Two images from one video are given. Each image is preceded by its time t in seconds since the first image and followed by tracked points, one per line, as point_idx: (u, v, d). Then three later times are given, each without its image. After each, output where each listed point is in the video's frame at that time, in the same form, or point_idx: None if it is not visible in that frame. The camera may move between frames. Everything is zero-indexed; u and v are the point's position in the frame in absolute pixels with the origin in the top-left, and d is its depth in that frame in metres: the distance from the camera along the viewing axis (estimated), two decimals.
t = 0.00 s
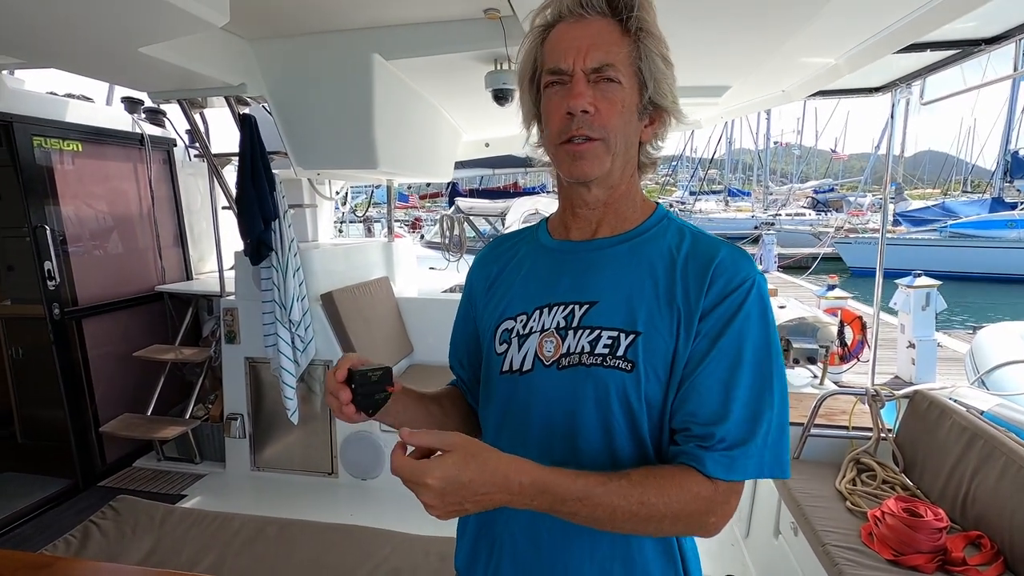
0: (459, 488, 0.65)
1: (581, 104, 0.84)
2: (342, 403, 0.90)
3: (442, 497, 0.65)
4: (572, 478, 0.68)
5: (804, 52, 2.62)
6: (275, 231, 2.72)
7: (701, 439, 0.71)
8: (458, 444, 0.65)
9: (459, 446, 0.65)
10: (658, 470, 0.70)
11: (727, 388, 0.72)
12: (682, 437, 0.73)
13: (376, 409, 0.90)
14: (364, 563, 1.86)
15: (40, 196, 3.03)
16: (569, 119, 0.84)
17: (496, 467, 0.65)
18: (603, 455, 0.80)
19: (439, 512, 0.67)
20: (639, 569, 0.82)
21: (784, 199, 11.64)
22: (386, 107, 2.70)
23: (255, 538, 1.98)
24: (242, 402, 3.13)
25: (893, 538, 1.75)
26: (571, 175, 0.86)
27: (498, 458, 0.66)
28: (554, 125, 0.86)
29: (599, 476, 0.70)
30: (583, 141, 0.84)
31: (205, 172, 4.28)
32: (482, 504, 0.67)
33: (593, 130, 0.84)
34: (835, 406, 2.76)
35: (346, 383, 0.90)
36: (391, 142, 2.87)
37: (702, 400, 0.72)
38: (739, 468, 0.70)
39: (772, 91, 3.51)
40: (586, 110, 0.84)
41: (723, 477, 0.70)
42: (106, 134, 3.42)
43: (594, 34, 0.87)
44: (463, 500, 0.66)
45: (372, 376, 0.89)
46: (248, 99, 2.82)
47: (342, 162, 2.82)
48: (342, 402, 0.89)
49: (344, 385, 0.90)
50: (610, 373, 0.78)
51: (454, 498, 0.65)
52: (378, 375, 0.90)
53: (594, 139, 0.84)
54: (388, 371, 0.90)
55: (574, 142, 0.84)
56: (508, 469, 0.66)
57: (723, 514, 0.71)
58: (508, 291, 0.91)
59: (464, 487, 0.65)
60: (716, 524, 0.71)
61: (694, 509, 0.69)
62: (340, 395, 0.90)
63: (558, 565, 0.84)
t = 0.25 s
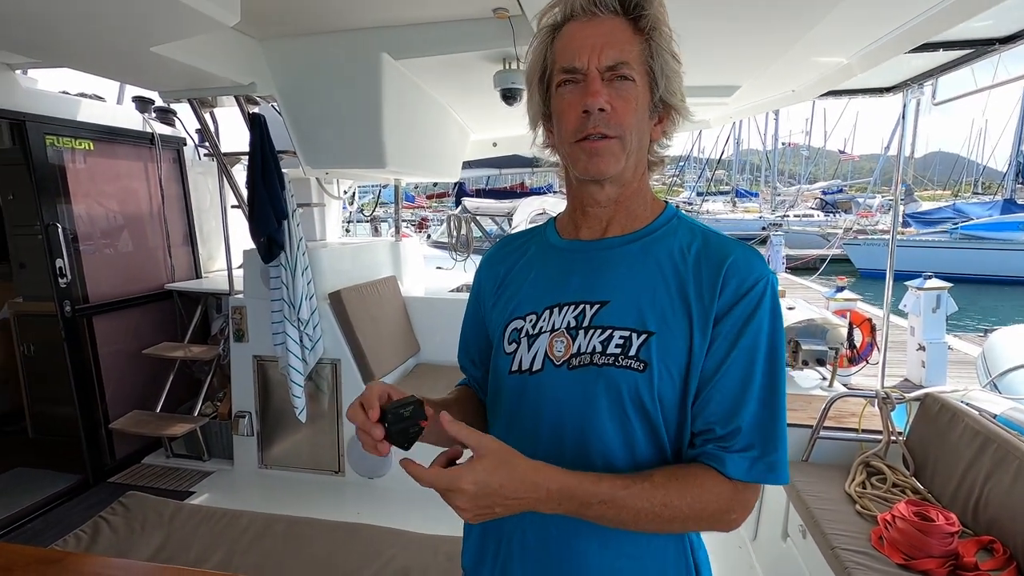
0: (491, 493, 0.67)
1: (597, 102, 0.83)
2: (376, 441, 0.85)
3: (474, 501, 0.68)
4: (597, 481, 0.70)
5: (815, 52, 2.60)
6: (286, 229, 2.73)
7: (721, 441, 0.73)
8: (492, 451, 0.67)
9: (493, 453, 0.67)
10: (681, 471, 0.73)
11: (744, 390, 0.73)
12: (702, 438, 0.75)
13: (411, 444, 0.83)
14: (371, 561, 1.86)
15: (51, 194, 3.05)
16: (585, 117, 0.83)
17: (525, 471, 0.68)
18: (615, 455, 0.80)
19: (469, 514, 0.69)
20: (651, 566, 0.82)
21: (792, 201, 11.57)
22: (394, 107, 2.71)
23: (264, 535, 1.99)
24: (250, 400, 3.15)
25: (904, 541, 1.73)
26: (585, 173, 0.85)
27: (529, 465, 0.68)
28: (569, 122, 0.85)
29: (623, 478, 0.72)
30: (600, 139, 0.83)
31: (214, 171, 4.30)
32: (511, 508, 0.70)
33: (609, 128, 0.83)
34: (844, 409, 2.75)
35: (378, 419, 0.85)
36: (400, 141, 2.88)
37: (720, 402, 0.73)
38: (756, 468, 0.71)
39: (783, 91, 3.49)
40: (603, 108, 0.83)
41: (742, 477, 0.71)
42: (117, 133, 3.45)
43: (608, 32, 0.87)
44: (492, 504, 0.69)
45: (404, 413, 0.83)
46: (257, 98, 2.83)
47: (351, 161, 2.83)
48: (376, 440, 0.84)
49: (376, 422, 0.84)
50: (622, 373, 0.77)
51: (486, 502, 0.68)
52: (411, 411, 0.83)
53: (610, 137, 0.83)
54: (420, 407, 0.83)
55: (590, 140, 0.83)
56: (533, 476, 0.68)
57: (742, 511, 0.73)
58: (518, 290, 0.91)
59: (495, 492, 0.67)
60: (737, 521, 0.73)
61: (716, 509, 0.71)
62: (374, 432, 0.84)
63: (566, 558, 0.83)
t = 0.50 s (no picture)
0: (509, 496, 0.68)
1: (607, 101, 0.83)
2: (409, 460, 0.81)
3: (493, 504, 0.68)
4: (614, 483, 0.70)
5: (826, 51, 2.58)
6: (295, 229, 2.74)
7: (735, 441, 0.72)
8: (513, 452, 0.68)
9: (513, 456, 0.68)
10: (697, 472, 0.72)
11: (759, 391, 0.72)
12: (716, 439, 0.74)
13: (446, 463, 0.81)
14: (379, 560, 1.87)
15: (63, 194, 3.08)
16: (595, 116, 0.83)
17: (543, 473, 0.68)
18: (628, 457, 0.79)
19: (487, 517, 0.70)
20: (663, 567, 0.81)
21: (801, 201, 11.49)
22: (402, 107, 2.71)
23: (273, 533, 2.00)
24: (258, 399, 3.17)
25: (915, 545, 1.71)
26: (595, 172, 0.84)
27: (548, 469, 0.69)
28: (578, 121, 0.85)
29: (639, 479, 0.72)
30: (610, 138, 0.83)
31: (223, 171, 4.32)
32: (529, 511, 0.70)
33: (619, 127, 0.82)
34: (855, 411, 2.72)
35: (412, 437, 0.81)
36: (407, 141, 2.88)
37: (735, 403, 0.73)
38: (772, 469, 0.71)
39: (792, 90, 3.46)
40: (613, 107, 0.82)
41: (758, 477, 0.71)
42: (127, 133, 3.48)
43: (616, 30, 0.86)
44: (511, 507, 0.69)
45: (439, 432, 0.81)
46: (266, 98, 2.84)
47: (359, 161, 2.83)
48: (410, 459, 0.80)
49: (410, 440, 0.80)
50: (633, 374, 0.77)
51: (504, 505, 0.68)
52: (446, 429, 0.82)
53: (620, 137, 0.83)
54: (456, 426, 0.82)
55: (600, 141, 0.83)
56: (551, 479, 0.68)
57: (759, 512, 0.73)
58: (526, 291, 0.90)
59: (514, 494, 0.68)
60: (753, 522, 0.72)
61: (733, 510, 0.71)
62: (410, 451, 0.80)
63: (577, 560, 0.83)
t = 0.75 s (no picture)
0: (519, 492, 0.68)
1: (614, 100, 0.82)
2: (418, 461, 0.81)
3: (504, 501, 0.69)
4: (624, 480, 0.70)
5: (835, 47, 2.56)
6: (302, 226, 2.75)
7: (746, 440, 0.72)
8: (523, 448, 0.68)
9: (522, 451, 0.68)
10: (708, 470, 0.72)
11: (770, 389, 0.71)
12: (727, 438, 0.74)
13: (458, 462, 0.80)
14: (385, 557, 1.87)
15: (71, 192, 3.10)
16: (603, 115, 0.82)
17: (553, 469, 0.69)
18: (638, 455, 0.79)
19: (497, 514, 0.70)
20: (673, 566, 0.81)
21: (808, 199, 11.42)
22: (408, 104, 2.71)
23: (280, 530, 2.01)
24: (265, 396, 3.18)
25: (924, 546, 1.70)
26: (602, 171, 0.84)
27: (557, 465, 0.69)
28: (586, 121, 0.84)
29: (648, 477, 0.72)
30: (617, 136, 0.82)
31: (229, 169, 4.34)
32: (539, 508, 0.70)
33: (627, 126, 0.82)
34: (863, 410, 2.71)
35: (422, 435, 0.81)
36: (413, 138, 2.88)
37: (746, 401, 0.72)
38: (784, 468, 0.70)
39: (800, 87, 3.43)
40: (620, 106, 0.82)
41: (770, 476, 0.70)
42: (135, 131, 3.49)
43: (623, 27, 0.86)
44: (521, 503, 0.69)
45: (448, 430, 0.79)
46: (273, 96, 2.85)
47: (366, 159, 2.84)
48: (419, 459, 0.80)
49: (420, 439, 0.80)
50: (644, 372, 0.76)
51: (515, 501, 0.69)
52: (456, 426, 0.79)
53: (628, 135, 0.82)
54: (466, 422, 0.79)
55: (607, 140, 0.82)
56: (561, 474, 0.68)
57: (771, 510, 0.72)
58: (536, 289, 0.90)
59: (524, 489, 0.68)
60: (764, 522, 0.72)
61: (744, 508, 0.71)
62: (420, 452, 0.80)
63: (587, 558, 0.83)
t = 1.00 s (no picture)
0: (511, 479, 0.68)
1: (574, 124, 0.81)
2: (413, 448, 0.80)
3: (494, 487, 0.69)
4: (617, 472, 0.70)
5: (835, 42, 2.55)
6: (299, 221, 2.74)
7: (742, 434, 0.71)
8: (517, 436, 0.68)
9: (516, 438, 0.68)
10: (702, 463, 0.71)
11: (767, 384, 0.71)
12: (722, 432, 0.73)
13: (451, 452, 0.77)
14: (383, 552, 1.87)
15: (68, 187, 3.09)
16: (567, 139, 0.83)
17: (546, 459, 0.68)
18: (634, 448, 0.79)
19: (488, 502, 0.70)
20: (669, 560, 0.81)
21: (806, 195, 11.42)
22: (406, 99, 2.70)
23: (278, 525, 2.00)
24: (264, 391, 3.18)
25: (922, 541, 1.70)
26: (581, 188, 0.86)
27: (551, 454, 0.69)
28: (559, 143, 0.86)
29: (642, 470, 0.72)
30: (585, 157, 0.83)
31: (227, 164, 4.32)
32: (530, 498, 0.71)
33: (590, 147, 0.81)
34: (861, 406, 2.71)
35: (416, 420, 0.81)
36: (411, 133, 2.87)
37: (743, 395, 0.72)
38: (780, 463, 0.70)
39: (799, 82, 3.42)
40: (580, 129, 0.81)
41: (765, 471, 0.70)
42: (132, 126, 3.48)
43: (582, 41, 0.81)
44: (513, 492, 0.69)
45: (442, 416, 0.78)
46: (271, 91, 2.84)
47: (364, 154, 2.83)
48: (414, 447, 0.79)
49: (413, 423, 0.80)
50: (641, 365, 0.76)
51: (507, 489, 0.69)
52: (450, 413, 0.78)
53: (594, 156, 0.82)
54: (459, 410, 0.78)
55: (576, 162, 0.83)
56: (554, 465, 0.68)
57: (765, 506, 0.72)
58: (534, 283, 0.90)
59: (516, 477, 0.68)
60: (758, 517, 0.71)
61: (738, 502, 0.70)
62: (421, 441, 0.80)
63: (584, 552, 0.83)
